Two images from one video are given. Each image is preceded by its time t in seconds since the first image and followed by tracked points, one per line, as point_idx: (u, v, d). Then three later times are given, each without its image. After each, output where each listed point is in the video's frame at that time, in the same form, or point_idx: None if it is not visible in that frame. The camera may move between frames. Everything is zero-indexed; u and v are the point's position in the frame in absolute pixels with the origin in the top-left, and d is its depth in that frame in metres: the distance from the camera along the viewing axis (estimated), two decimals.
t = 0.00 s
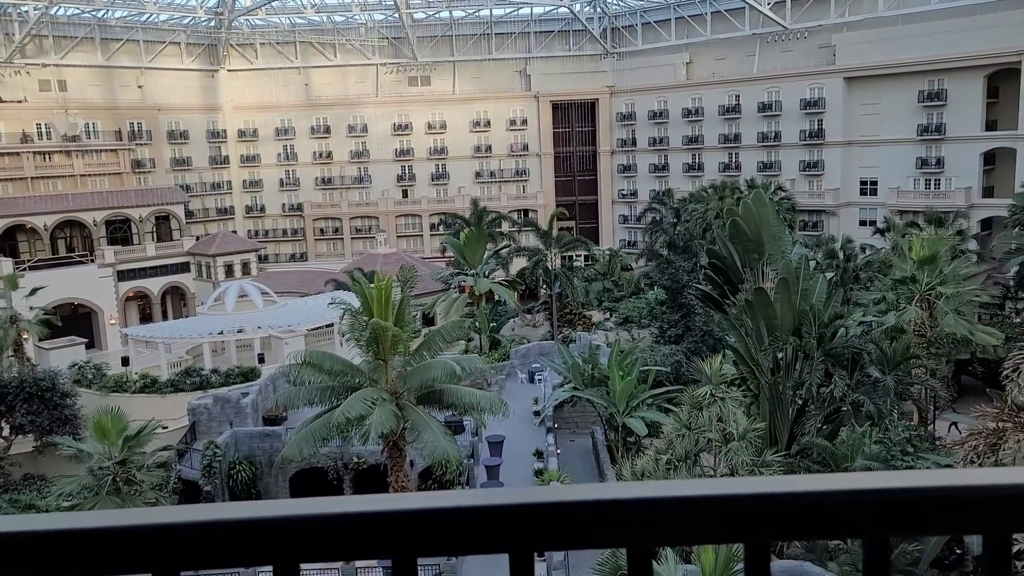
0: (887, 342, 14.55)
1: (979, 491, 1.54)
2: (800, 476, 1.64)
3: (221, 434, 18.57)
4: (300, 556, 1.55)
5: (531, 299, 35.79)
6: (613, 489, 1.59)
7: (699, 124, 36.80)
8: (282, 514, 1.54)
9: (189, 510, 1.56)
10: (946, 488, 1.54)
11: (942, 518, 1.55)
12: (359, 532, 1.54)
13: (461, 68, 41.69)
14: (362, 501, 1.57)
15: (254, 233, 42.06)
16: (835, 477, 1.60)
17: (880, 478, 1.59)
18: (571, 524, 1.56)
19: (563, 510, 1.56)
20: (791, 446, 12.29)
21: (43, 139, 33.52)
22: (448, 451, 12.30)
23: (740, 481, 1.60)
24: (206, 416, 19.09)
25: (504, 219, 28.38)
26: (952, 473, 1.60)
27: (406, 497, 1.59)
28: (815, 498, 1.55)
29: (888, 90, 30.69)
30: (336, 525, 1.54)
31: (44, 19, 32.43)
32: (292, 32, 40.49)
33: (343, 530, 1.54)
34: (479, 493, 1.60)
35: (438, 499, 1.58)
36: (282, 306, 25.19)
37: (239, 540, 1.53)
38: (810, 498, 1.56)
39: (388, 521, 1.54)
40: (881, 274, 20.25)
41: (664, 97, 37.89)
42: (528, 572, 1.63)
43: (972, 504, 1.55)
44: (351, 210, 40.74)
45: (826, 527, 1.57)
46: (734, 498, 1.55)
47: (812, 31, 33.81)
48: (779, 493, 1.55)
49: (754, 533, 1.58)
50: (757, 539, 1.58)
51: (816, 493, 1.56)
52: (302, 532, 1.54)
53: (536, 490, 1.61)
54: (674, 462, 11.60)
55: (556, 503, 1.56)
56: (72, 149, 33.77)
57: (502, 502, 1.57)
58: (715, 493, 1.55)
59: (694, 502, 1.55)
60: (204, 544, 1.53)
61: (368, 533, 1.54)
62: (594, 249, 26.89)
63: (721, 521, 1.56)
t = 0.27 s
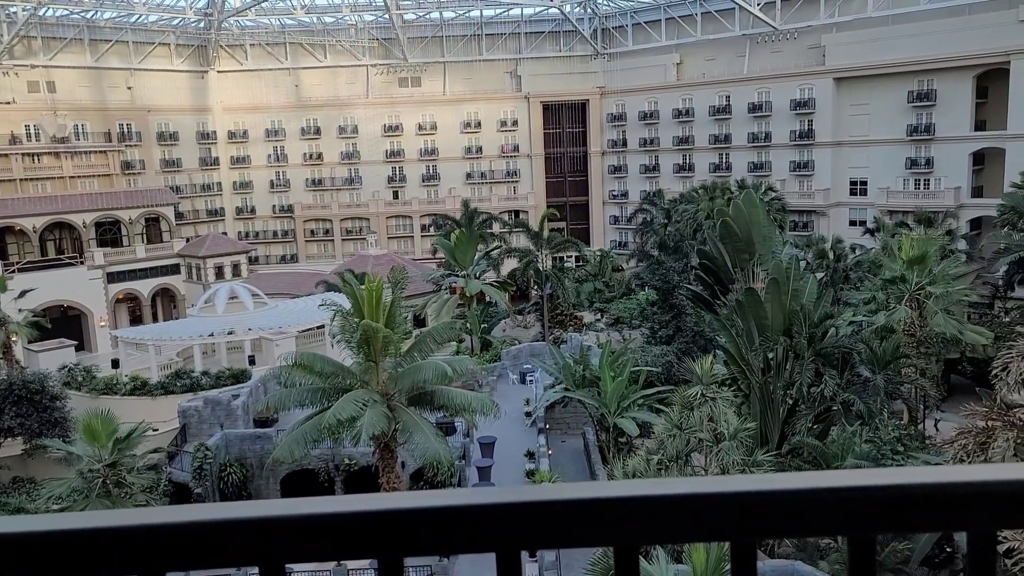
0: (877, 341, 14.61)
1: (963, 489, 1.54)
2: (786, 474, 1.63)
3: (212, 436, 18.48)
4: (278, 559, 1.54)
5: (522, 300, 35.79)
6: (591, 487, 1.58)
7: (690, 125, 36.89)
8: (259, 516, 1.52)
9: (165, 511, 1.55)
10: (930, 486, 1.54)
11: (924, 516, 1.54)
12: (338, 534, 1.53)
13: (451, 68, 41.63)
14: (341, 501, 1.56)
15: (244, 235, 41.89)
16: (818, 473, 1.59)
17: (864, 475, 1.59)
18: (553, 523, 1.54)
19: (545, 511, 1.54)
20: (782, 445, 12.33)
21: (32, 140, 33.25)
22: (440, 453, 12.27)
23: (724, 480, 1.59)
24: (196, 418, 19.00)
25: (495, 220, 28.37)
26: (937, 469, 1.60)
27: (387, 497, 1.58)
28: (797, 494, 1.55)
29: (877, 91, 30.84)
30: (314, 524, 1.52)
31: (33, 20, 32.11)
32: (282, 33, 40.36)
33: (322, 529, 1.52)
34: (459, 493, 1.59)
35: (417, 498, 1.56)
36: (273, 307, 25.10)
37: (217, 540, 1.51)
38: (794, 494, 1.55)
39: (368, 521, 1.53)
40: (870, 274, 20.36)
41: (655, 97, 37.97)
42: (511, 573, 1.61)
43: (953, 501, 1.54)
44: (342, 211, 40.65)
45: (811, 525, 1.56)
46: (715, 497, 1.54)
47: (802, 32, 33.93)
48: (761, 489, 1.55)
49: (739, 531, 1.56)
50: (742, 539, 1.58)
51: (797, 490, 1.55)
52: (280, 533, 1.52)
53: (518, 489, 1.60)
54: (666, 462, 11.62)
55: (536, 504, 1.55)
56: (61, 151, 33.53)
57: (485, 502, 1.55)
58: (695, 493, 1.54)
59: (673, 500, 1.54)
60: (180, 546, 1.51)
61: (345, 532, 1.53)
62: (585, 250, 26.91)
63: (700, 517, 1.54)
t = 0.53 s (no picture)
0: (863, 340, 14.70)
1: (942, 487, 1.55)
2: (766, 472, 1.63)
3: (198, 437, 18.38)
4: (257, 560, 1.53)
5: (511, 300, 35.78)
6: (574, 487, 1.58)
7: (677, 125, 37.03)
8: (239, 518, 1.52)
9: (142, 515, 1.54)
10: (910, 484, 1.54)
11: (904, 514, 1.55)
12: (318, 535, 1.52)
13: (439, 68, 41.58)
14: (321, 502, 1.55)
15: (230, 235, 41.67)
16: (799, 471, 1.59)
17: (844, 474, 1.59)
18: (534, 523, 1.54)
19: (526, 511, 1.54)
20: (769, 444, 12.40)
21: (15, 140, 32.96)
22: (428, 453, 12.26)
23: (705, 478, 1.59)
24: (182, 420, 18.88)
25: (483, 220, 28.35)
26: (917, 467, 1.61)
27: (368, 498, 1.57)
28: (778, 492, 1.55)
29: (863, 91, 31.02)
30: (295, 524, 1.51)
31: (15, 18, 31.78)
32: (268, 32, 40.18)
33: (301, 531, 1.52)
34: (441, 493, 1.58)
35: (402, 499, 1.56)
36: (260, 308, 24.98)
37: (196, 542, 1.50)
38: (773, 492, 1.55)
39: (349, 522, 1.52)
40: (856, 272, 20.49)
41: (642, 97, 38.07)
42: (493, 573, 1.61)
43: (932, 499, 1.55)
44: (329, 211, 40.52)
45: (791, 523, 1.56)
46: (696, 495, 1.54)
47: (788, 32, 34.09)
48: (745, 488, 1.55)
49: (720, 530, 1.57)
50: (723, 538, 1.58)
51: (781, 488, 1.55)
52: (259, 535, 1.51)
53: (499, 489, 1.59)
54: (654, 461, 11.66)
55: (522, 504, 1.54)
56: (45, 151, 33.23)
57: (470, 503, 1.55)
58: (675, 492, 1.54)
59: (654, 500, 1.54)
60: (159, 548, 1.50)
61: (326, 533, 1.52)
62: (573, 249, 26.93)
63: (681, 516, 1.55)
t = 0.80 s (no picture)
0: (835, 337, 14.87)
1: (903, 482, 1.57)
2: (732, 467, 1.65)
3: (170, 436, 18.16)
4: (238, 555, 1.52)
5: (487, 297, 35.72)
6: (542, 483, 1.58)
7: (653, 123, 37.22)
8: (203, 516, 1.50)
9: (106, 512, 1.52)
10: (871, 479, 1.57)
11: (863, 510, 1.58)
12: (284, 532, 1.51)
13: (415, 64, 41.42)
14: (287, 500, 1.54)
15: (203, 232, 41.18)
16: (764, 467, 1.61)
17: (810, 470, 1.61)
18: (499, 520, 1.55)
19: (492, 508, 1.54)
20: (743, 440, 12.51)
21: None
22: (404, 451, 12.24)
23: (670, 475, 1.60)
24: (154, 418, 18.64)
25: (459, 218, 28.29)
26: (880, 463, 1.63)
27: (334, 496, 1.56)
28: (743, 487, 1.56)
29: (835, 91, 31.40)
30: (260, 522, 1.50)
31: None
32: (242, 27, 39.77)
33: (267, 527, 1.50)
34: (407, 491, 1.57)
35: (385, 496, 1.55)
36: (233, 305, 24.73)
37: (159, 538, 1.49)
38: (738, 487, 1.56)
39: (326, 517, 1.51)
40: (828, 271, 20.74)
41: (618, 95, 38.22)
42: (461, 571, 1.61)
43: (893, 494, 1.58)
44: (304, 207, 40.21)
45: (755, 518, 1.58)
46: (660, 491, 1.55)
47: (762, 32, 34.40)
48: (730, 482, 1.56)
49: (685, 526, 1.58)
50: (688, 533, 1.59)
51: (768, 483, 1.56)
52: (224, 533, 1.50)
53: (466, 487, 1.59)
54: (629, 458, 11.73)
55: (508, 500, 1.54)
56: (12, 146, 32.63)
57: (452, 497, 1.55)
58: (641, 488, 1.55)
59: (621, 496, 1.54)
60: (121, 547, 1.48)
61: (291, 531, 1.51)
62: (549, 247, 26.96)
63: (646, 512, 1.56)
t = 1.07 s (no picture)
0: (823, 338, 14.93)
1: (888, 484, 1.56)
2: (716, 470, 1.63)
3: (157, 438, 18.03)
4: (226, 561, 1.49)
5: (476, 298, 35.67)
6: (524, 486, 1.56)
7: (642, 124, 37.32)
8: (178, 521, 1.47)
9: (81, 517, 1.49)
10: (855, 481, 1.55)
11: (849, 512, 1.56)
12: (261, 539, 1.48)
13: (404, 65, 41.32)
14: (264, 504, 1.51)
15: (191, 232, 40.94)
16: (749, 470, 1.59)
17: (796, 472, 1.59)
18: (481, 524, 1.52)
19: (473, 512, 1.52)
20: (731, 441, 12.54)
21: None
22: (393, 453, 12.20)
23: (656, 477, 1.58)
24: (141, 420, 18.49)
25: (448, 219, 28.24)
26: (865, 464, 1.61)
27: (312, 500, 1.53)
28: (728, 489, 1.54)
29: (823, 93, 31.56)
30: (237, 526, 1.47)
31: None
32: (230, 27, 39.53)
33: (244, 532, 1.47)
34: (391, 493, 1.55)
35: (377, 500, 1.53)
36: (221, 306, 24.58)
37: (132, 545, 1.45)
38: (723, 489, 1.54)
39: (318, 522, 1.49)
40: (816, 272, 20.82)
41: (607, 97, 38.29)
42: None
43: (879, 496, 1.56)
44: (292, 208, 40.06)
45: (740, 521, 1.56)
46: (644, 495, 1.53)
47: (750, 34, 34.54)
48: (728, 486, 1.54)
49: (669, 529, 1.56)
50: (673, 536, 1.57)
51: (765, 487, 1.55)
52: (215, 538, 1.47)
53: (460, 490, 1.57)
54: (617, 459, 11.73)
55: (502, 504, 1.52)
56: None
57: (446, 501, 1.52)
58: (623, 491, 1.53)
59: (604, 500, 1.52)
60: (93, 555, 1.45)
61: (269, 536, 1.48)
62: (538, 248, 26.95)
63: (633, 514, 1.54)
